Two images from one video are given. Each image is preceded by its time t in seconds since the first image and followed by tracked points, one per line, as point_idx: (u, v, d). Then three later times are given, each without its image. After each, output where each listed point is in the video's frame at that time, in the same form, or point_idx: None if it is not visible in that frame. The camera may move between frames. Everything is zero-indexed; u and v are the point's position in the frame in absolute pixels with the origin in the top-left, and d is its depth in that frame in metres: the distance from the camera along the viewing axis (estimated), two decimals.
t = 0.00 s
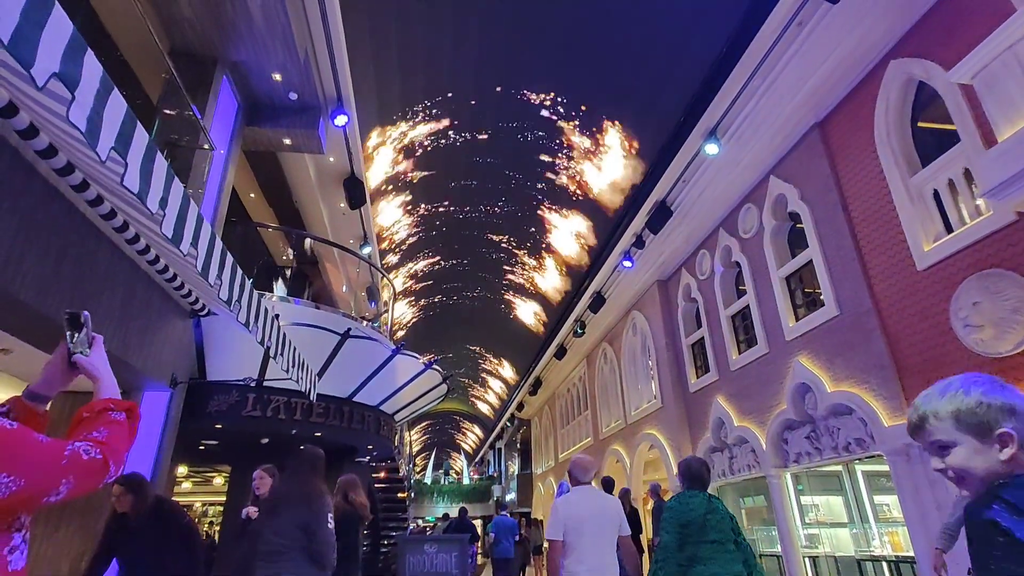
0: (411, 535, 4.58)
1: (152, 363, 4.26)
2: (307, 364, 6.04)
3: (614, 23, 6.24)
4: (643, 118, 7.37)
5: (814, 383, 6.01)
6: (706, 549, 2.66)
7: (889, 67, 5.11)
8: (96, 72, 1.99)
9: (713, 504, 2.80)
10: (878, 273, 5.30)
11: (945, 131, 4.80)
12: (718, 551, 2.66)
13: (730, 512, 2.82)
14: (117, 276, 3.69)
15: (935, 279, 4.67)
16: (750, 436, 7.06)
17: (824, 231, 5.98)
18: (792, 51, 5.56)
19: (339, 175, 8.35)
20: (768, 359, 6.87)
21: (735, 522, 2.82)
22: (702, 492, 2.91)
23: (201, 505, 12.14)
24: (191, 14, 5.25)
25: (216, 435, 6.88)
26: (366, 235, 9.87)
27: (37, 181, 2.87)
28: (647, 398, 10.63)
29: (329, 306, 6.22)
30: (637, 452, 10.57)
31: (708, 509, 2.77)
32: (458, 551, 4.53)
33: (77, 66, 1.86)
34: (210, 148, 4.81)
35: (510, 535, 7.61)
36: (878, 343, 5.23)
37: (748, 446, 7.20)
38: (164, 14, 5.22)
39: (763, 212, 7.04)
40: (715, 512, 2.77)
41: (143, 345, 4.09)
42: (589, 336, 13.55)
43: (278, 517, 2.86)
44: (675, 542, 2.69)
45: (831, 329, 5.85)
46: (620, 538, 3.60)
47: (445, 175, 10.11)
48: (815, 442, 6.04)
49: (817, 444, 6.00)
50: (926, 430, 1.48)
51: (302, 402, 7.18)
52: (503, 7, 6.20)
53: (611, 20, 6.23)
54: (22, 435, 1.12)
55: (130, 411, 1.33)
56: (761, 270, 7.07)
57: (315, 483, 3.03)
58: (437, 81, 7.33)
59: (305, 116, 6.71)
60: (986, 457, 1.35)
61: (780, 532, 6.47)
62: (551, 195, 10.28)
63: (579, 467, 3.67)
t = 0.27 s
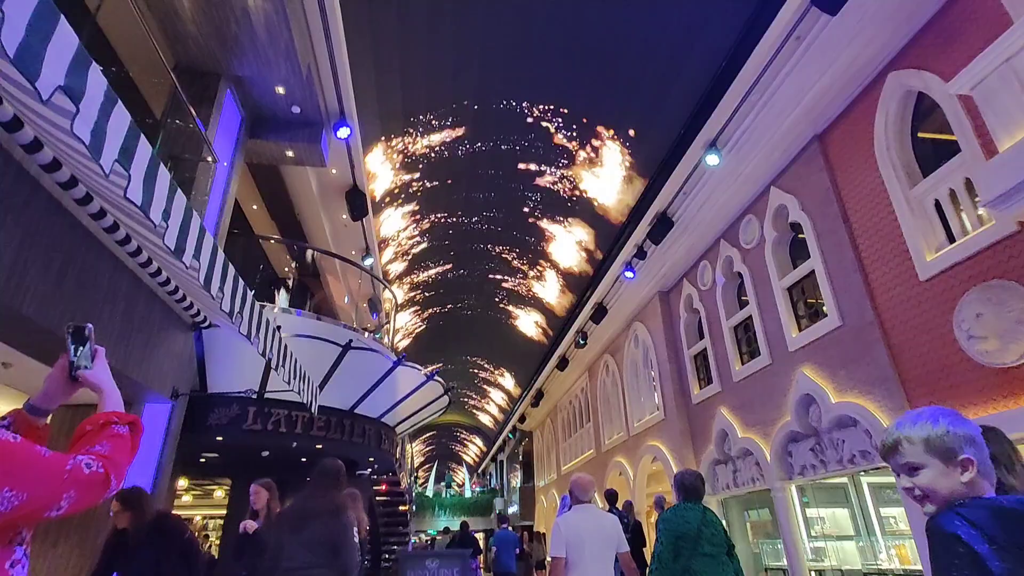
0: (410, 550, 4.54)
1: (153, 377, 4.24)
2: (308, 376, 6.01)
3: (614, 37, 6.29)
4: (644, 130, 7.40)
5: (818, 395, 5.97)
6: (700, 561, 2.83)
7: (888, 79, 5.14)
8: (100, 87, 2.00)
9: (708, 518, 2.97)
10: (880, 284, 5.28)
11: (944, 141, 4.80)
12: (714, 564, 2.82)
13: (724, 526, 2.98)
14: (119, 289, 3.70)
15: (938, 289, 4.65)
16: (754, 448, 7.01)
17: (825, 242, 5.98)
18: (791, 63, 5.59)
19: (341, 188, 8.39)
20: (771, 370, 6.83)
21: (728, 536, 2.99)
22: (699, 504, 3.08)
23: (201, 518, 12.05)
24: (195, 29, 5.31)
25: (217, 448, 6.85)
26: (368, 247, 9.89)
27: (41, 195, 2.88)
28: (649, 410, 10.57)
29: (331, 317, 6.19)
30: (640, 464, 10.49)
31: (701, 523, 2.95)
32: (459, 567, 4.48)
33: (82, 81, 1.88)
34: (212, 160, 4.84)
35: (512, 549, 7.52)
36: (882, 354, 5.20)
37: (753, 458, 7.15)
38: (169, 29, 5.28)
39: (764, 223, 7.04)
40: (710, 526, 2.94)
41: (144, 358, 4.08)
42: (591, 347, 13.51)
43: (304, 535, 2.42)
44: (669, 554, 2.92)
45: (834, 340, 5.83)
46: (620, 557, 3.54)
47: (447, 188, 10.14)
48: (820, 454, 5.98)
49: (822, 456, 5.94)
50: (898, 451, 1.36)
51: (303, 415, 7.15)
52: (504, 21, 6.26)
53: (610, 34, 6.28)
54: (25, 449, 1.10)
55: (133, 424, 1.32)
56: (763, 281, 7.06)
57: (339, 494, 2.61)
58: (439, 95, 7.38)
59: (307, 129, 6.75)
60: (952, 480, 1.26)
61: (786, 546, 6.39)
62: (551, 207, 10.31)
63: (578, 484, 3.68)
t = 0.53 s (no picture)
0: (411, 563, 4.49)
1: (155, 391, 4.23)
2: (310, 390, 5.98)
3: (614, 53, 6.36)
4: (645, 144, 7.45)
5: (823, 409, 5.93)
6: None
7: (887, 93, 5.18)
8: (107, 102, 2.03)
9: (696, 535, 3.20)
10: (884, 296, 5.27)
11: (945, 154, 4.83)
12: None
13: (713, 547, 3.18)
14: (123, 303, 3.71)
15: (942, 301, 4.63)
16: (759, 462, 6.93)
17: (828, 254, 5.98)
18: (791, 78, 5.64)
19: (344, 202, 8.44)
20: (776, 384, 6.79)
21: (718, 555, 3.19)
22: (687, 524, 3.29)
23: (202, 535, 11.94)
24: (200, 47, 5.38)
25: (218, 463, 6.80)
26: (371, 261, 9.92)
27: (47, 210, 2.90)
28: (653, 424, 10.49)
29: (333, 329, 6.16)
30: (645, 479, 10.39)
31: (690, 541, 3.16)
32: None
33: (90, 96, 1.90)
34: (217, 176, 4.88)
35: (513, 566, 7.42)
36: (887, 367, 5.16)
37: (758, 472, 7.07)
38: (175, 47, 5.36)
39: (766, 235, 7.05)
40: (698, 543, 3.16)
41: (146, 372, 4.08)
42: (594, 361, 13.48)
43: (318, 550, 2.27)
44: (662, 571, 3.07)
45: (838, 353, 5.80)
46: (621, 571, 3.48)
47: (449, 203, 10.20)
48: (825, 468, 5.91)
49: (827, 470, 5.88)
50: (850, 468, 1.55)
51: (305, 429, 7.11)
52: (505, 38, 6.34)
53: (611, 50, 6.35)
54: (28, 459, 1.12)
55: (137, 434, 1.31)
56: (766, 294, 7.04)
57: (352, 509, 2.47)
58: (443, 111, 7.43)
59: (311, 145, 6.81)
60: (893, 504, 1.44)
61: (793, 562, 6.29)
62: (552, 221, 10.35)
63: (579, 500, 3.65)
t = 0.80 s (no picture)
0: None
1: (158, 408, 4.22)
2: (314, 407, 5.96)
3: (616, 71, 6.43)
4: (647, 160, 7.49)
5: (830, 424, 5.87)
6: None
7: (887, 108, 5.21)
8: (116, 121, 2.05)
9: (678, 555, 3.22)
10: (890, 310, 5.24)
11: (948, 167, 4.83)
12: None
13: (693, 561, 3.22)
14: (128, 320, 3.72)
15: (949, 315, 4.60)
16: (767, 479, 6.84)
17: (832, 268, 5.96)
18: (791, 94, 5.68)
19: (348, 219, 8.48)
20: (782, 399, 6.73)
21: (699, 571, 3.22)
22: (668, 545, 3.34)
23: (203, 555, 11.81)
24: (207, 67, 5.47)
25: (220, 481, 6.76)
26: (375, 277, 9.95)
27: (54, 228, 2.93)
28: (659, 440, 10.39)
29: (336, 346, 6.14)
30: (651, 496, 10.26)
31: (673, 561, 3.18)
32: None
33: (99, 115, 1.92)
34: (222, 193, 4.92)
35: None
36: (894, 381, 5.12)
37: (766, 489, 6.98)
38: (183, 67, 5.44)
39: (769, 250, 7.04)
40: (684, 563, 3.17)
41: (149, 389, 4.07)
42: (598, 377, 13.43)
43: (321, 573, 2.22)
44: None
45: (845, 367, 5.76)
46: None
47: (452, 220, 10.25)
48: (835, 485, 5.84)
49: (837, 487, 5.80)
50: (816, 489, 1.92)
51: (308, 446, 7.07)
52: (507, 56, 6.41)
53: (612, 67, 6.41)
54: (30, 475, 1.14)
55: (140, 451, 1.31)
56: (770, 308, 7.02)
57: (354, 528, 2.43)
58: (447, 128, 7.49)
59: (315, 162, 6.87)
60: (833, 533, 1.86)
61: None
62: (555, 237, 10.37)
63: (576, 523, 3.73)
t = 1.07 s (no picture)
0: None
1: (161, 424, 4.21)
2: (317, 423, 5.92)
3: (618, 87, 6.49)
4: (650, 175, 7.52)
5: (838, 439, 5.80)
6: None
7: (889, 121, 5.23)
8: (123, 138, 2.07)
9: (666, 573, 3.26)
10: (896, 323, 5.21)
11: (951, 181, 4.84)
12: None
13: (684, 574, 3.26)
14: (133, 336, 3.72)
15: (955, 328, 4.57)
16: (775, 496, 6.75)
17: (837, 282, 5.94)
18: (793, 108, 5.71)
19: (352, 235, 8.52)
20: (789, 414, 6.67)
21: None
22: (658, 565, 3.39)
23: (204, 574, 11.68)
24: (214, 85, 5.54)
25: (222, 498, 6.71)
26: (378, 293, 9.96)
27: (61, 244, 2.95)
28: (664, 456, 10.28)
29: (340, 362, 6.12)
30: (657, 513, 10.12)
31: None
32: None
33: (106, 132, 1.94)
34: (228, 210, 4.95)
35: None
36: (902, 395, 5.06)
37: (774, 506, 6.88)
38: (190, 86, 5.52)
39: (773, 263, 7.03)
40: None
41: (153, 405, 4.07)
42: (602, 392, 13.36)
43: None
44: None
45: (852, 381, 5.70)
46: None
47: (456, 236, 10.28)
48: (844, 501, 5.75)
49: (846, 503, 5.72)
50: (795, 512, 2.19)
51: (311, 463, 7.03)
52: (510, 73, 6.48)
53: (614, 83, 6.48)
54: (30, 492, 1.12)
55: (140, 467, 1.30)
56: (775, 322, 6.99)
57: (353, 545, 2.38)
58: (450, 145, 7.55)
59: (320, 179, 6.93)
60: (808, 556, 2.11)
61: None
62: (558, 253, 10.39)
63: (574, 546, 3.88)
